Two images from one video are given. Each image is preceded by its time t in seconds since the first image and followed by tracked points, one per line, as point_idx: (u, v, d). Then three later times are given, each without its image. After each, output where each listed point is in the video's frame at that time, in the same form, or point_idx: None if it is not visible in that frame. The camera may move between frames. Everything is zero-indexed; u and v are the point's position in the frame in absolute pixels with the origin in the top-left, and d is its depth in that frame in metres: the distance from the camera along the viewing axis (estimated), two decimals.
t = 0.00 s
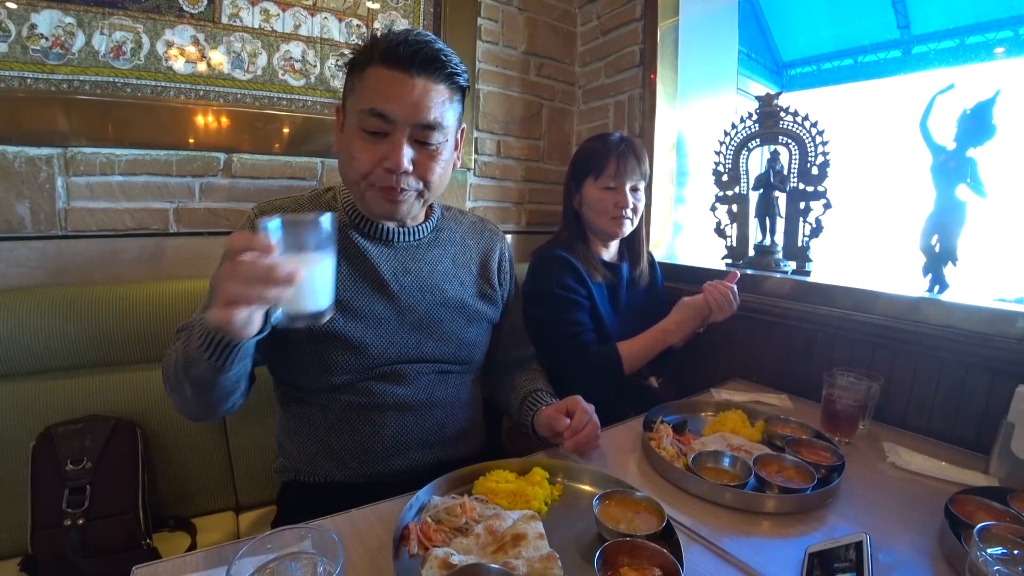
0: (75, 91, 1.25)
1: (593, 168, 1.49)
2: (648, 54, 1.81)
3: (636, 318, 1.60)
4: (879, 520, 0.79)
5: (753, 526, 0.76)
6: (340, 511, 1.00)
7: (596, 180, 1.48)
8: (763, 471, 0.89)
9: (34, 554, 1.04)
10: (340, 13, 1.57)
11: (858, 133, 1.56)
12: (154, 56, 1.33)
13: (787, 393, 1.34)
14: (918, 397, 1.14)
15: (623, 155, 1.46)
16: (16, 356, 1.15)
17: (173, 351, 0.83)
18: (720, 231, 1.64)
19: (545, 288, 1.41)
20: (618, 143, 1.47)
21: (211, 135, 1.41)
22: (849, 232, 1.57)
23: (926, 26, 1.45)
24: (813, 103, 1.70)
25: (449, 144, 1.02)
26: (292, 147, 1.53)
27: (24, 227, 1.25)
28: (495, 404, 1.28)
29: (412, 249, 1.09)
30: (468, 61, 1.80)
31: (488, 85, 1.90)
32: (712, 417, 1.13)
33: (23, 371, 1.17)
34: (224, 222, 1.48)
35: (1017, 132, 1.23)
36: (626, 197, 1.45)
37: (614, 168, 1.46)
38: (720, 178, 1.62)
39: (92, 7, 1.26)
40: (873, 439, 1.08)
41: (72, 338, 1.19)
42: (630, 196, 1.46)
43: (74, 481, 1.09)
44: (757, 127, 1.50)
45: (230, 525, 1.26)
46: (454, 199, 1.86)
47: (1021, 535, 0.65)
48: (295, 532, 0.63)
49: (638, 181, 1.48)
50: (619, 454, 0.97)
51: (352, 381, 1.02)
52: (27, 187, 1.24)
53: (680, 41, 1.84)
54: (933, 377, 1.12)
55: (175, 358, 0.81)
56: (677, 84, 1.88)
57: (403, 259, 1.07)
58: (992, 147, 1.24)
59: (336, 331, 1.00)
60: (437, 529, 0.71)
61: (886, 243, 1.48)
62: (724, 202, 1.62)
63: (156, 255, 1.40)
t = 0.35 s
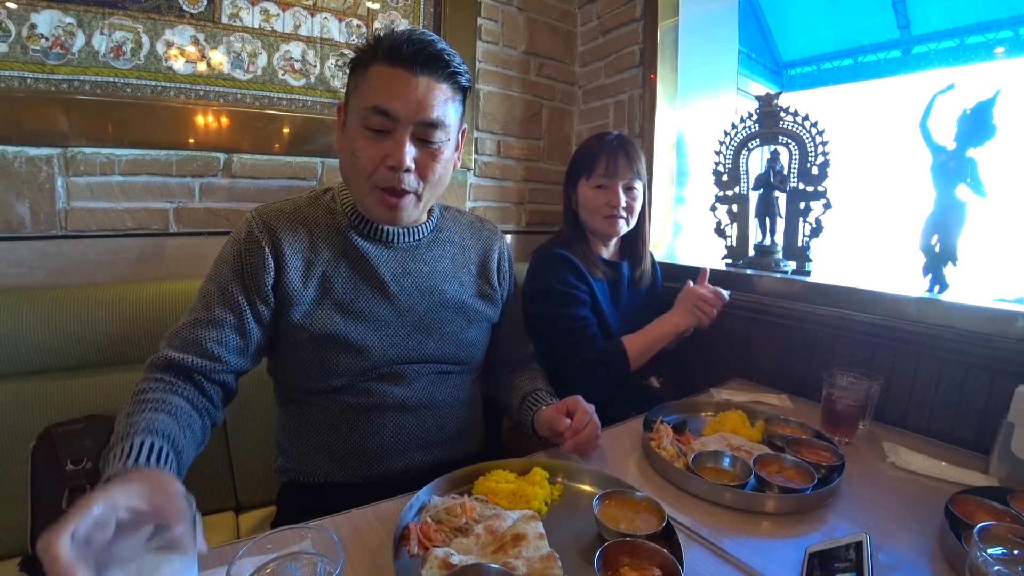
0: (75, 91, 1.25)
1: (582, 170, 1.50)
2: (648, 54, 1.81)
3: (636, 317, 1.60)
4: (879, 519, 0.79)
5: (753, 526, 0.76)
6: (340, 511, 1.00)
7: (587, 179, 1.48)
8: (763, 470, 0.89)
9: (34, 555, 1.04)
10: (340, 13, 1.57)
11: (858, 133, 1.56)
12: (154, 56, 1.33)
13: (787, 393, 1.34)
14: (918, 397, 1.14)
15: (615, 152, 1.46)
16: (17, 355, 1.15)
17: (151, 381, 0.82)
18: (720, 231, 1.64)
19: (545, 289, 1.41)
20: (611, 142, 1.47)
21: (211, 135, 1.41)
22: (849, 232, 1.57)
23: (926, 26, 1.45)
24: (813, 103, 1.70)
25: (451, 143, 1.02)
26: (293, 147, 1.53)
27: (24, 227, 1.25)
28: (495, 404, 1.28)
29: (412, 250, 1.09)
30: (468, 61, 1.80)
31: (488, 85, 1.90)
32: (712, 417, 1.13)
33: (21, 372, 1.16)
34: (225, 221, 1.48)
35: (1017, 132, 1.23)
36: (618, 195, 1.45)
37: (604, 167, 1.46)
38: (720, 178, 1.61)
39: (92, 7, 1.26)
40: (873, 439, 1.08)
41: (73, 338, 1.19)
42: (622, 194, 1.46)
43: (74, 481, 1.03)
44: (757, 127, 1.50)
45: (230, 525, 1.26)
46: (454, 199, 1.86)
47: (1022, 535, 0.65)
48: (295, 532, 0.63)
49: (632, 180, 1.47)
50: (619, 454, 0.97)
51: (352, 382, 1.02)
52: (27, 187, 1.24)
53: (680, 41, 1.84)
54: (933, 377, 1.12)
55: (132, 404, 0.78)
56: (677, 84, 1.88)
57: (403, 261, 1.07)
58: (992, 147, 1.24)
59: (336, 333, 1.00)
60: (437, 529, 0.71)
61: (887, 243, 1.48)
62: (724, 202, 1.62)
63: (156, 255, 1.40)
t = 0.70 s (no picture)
0: (75, 91, 1.25)
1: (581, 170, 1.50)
2: (648, 54, 1.81)
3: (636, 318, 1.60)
4: (879, 520, 0.79)
5: (753, 526, 0.76)
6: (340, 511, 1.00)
7: (586, 180, 1.48)
8: (763, 470, 0.89)
9: (34, 555, 1.04)
10: (340, 13, 1.57)
11: (858, 133, 1.56)
12: (154, 56, 1.33)
13: (787, 393, 1.34)
14: (918, 397, 1.14)
15: (613, 151, 1.46)
16: (17, 356, 1.15)
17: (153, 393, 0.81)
18: (720, 231, 1.64)
19: (545, 288, 1.41)
20: (610, 142, 1.47)
21: (211, 135, 1.41)
22: (849, 232, 1.57)
23: (925, 26, 1.45)
24: (813, 103, 1.70)
25: (450, 141, 1.02)
26: (293, 147, 1.53)
27: (24, 227, 1.25)
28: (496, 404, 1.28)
29: (412, 252, 1.09)
30: (468, 61, 1.80)
31: (488, 85, 1.90)
32: (712, 417, 1.13)
33: (22, 372, 1.17)
34: (225, 221, 1.48)
35: (1017, 132, 1.23)
36: (615, 197, 1.45)
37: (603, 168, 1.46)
38: (720, 178, 1.61)
39: (92, 7, 1.26)
40: (873, 439, 1.08)
41: (72, 338, 1.19)
42: (621, 195, 1.46)
43: (74, 481, 1.08)
44: (757, 127, 1.50)
45: (230, 525, 1.26)
46: (454, 199, 1.86)
47: (1022, 535, 0.65)
48: (295, 532, 0.63)
49: (631, 181, 1.47)
50: (619, 454, 0.97)
51: (352, 383, 1.02)
52: (27, 186, 1.24)
53: (680, 41, 1.83)
54: (933, 377, 1.12)
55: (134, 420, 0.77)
56: (677, 84, 1.87)
57: (404, 263, 1.07)
58: (992, 147, 1.24)
59: (337, 335, 1.00)
60: (437, 529, 0.71)
61: (887, 243, 1.48)
62: (724, 202, 1.62)
63: (156, 255, 1.40)
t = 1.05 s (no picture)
0: (75, 91, 1.25)
1: (598, 171, 1.48)
2: (648, 54, 1.81)
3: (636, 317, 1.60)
4: (879, 520, 0.79)
5: (753, 526, 0.76)
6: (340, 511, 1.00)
7: (602, 182, 1.47)
8: (763, 470, 0.89)
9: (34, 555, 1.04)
10: (340, 13, 1.57)
11: (858, 133, 1.56)
12: (154, 57, 1.33)
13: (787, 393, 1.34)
14: (918, 397, 1.14)
15: (632, 158, 1.46)
16: (16, 356, 1.14)
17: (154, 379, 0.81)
18: (720, 231, 1.64)
19: (545, 288, 1.41)
20: (627, 146, 1.47)
21: (211, 135, 1.41)
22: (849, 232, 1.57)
23: (926, 26, 1.45)
24: (813, 103, 1.70)
25: (451, 140, 1.02)
26: (293, 147, 1.53)
27: (24, 227, 1.25)
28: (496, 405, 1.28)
29: (412, 252, 1.09)
30: (468, 61, 1.80)
31: (488, 85, 1.90)
32: (712, 417, 1.13)
33: (23, 372, 1.17)
34: (224, 221, 1.48)
35: (1017, 132, 1.23)
36: (630, 203, 1.46)
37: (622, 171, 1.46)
38: (720, 178, 1.62)
39: (92, 7, 1.26)
40: (873, 440, 1.07)
41: (72, 338, 1.19)
42: (634, 202, 1.47)
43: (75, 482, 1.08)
44: (757, 127, 1.50)
45: (230, 525, 1.26)
46: (454, 199, 1.86)
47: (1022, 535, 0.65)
48: (295, 532, 0.63)
49: (644, 186, 1.48)
50: (619, 454, 0.97)
51: (352, 383, 1.02)
52: (27, 187, 1.24)
53: (680, 41, 1.83)
54: (933, 377, 1.12)
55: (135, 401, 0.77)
56: (678, 84, 1.87)
57: (404, 263, 1.07)
58: (992, 147, 1.24)
59: (337, 334, 1.00)
60: (437, 529, 0.71)
61: (887, 243, 1.48)
62: (724, 202, 1.62)
63: (156, 255, 1.40)
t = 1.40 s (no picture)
0: (75, 91, 1.25)
1: (610, 168, 1.48)
2: (648, 54, 1.81)
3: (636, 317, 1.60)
4: (879, 520, 0.79)
5: (753, 526, 0.76)
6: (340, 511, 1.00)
7: (613, 181, 1.47)
8: (763, 470, 0.89)
9: (35, 555, 1.04)
10: (340, 13, 1.57)
11: (858, 133, 1.56)
12: (154, 57, 1.33)
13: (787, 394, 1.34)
14: (918, 397, 1.14)
15: (643, 158, 1.47)
16: (15, 356, 1.14)
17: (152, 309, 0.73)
18: (720, 231, 1.64)
19: (545, 288, 1.41)
20: (638, 147, 1.47)
21: (211, 135, 1.41)
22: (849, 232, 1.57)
23: (925, 26, 1.45)
24: (813, 103, 1.70)
25: (451, 135, 1.02)
26: (293, 147, 1.53)
27: (24, 227, 1.25)
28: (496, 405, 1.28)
29: (414, 251, 1.09)
30: (468, 61, 1.80)
31: (489, 85, 1.90)
32: (712, 417, 1.13)
33: (24, 372, 1.17)
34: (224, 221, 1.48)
35: (1017, 132, 1.23)
36: (640, 202, 1.46)
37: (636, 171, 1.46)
38: (720, 178, 1.62)
39: (92, 7, 1.26)
40: (873, 440, 1.08)
41: (71, 339, 1.19)
42: (644, 201, 1.47)
43: (74, 481, 1.09)
44: (757, 127, 1.50)
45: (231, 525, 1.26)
46: (454, 199, 1.86)
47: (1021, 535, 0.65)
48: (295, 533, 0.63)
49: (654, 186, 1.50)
50: (619, 454, 0.97)
51: (352, 382, 1.02)
52: (27, 187, 1.24)
53: (680, 40, 1.83)
54: (933, 377, 1.12)
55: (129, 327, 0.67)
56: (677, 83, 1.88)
57: (406, 262, 1.07)
58: (992, 148, 1.24)
59: (339, 330, 0.99)
60: (437, 529, 0.71)
61: (886, 243, 1.48)
62: (724, 202, 1.62)
63: (156, 255, 1.40)
